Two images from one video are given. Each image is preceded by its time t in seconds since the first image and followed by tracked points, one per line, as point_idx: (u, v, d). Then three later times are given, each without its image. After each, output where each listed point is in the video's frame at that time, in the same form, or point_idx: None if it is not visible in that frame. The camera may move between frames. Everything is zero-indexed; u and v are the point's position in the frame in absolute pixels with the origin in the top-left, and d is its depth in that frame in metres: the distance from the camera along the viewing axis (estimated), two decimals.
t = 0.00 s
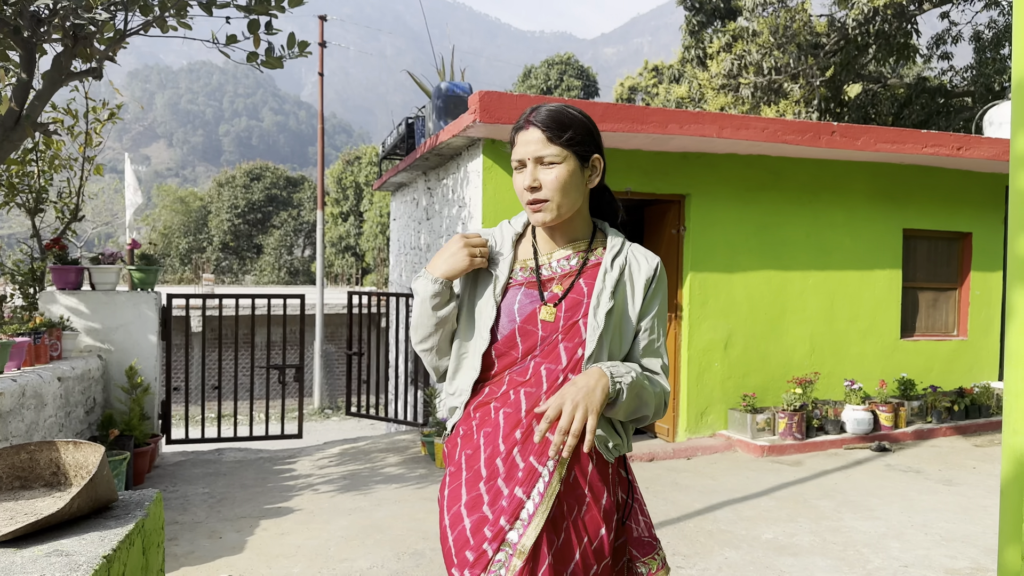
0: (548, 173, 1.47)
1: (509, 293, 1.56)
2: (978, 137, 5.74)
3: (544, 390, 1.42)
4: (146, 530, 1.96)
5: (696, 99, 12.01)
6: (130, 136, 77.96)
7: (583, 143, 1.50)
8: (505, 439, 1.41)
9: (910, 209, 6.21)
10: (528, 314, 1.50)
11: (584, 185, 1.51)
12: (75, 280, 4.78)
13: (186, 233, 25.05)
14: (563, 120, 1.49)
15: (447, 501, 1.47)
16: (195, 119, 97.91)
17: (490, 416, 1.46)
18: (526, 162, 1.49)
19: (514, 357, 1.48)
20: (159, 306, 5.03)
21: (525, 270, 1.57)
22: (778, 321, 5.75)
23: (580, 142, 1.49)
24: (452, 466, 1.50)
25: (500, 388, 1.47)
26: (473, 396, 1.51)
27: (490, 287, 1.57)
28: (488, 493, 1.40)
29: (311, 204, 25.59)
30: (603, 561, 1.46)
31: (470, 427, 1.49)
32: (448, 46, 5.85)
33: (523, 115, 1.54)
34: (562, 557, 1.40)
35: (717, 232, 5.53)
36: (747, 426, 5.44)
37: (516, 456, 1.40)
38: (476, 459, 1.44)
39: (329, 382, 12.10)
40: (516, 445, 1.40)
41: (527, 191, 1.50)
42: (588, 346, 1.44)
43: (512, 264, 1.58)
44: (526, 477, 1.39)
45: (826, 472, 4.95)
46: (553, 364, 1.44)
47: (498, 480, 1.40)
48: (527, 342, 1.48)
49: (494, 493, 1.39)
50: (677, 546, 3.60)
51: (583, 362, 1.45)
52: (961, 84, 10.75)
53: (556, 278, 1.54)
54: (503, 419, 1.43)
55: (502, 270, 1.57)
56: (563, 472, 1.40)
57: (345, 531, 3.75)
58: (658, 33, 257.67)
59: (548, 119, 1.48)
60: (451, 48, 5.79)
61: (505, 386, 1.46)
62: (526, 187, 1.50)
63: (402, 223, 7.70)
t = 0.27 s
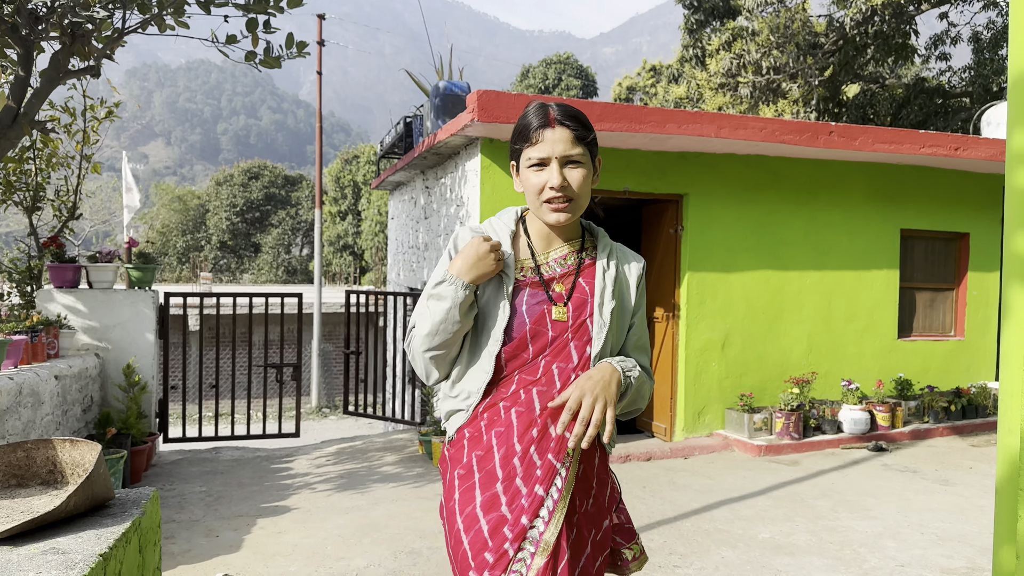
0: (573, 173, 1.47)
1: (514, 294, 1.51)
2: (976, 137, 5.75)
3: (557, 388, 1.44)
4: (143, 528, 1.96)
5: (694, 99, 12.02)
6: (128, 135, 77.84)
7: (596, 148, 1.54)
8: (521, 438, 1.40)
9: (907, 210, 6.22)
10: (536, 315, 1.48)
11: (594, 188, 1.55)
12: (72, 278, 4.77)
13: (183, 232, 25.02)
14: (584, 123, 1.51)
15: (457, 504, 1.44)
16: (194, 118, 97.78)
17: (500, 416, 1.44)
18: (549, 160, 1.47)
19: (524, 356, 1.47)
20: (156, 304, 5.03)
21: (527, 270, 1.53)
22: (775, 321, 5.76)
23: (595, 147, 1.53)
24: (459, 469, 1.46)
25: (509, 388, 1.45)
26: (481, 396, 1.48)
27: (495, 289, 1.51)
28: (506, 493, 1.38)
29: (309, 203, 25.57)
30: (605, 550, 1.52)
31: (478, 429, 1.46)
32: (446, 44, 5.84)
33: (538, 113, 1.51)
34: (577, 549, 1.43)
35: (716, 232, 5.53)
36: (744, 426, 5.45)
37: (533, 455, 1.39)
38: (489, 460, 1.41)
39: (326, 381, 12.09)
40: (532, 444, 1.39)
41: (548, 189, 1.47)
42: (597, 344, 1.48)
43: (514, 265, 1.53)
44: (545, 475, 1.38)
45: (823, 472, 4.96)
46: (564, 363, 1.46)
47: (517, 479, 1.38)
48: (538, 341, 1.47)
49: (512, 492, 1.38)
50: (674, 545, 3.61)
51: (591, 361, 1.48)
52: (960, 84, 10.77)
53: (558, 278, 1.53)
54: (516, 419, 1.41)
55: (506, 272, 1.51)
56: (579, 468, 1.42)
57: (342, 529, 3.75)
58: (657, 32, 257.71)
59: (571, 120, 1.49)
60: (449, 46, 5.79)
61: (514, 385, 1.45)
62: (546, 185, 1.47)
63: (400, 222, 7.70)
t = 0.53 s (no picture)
0: (563, 176, 1.47)
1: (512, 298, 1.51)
2: (974, 137, 5.75)
3: (557, 389, 1.44)
4: (141, 528, 1.96)
5: (694, 99, 12.03)
6: (127, 134, 77.74)
7: (586, 151, 1.54)
8: (523, 440, 1.39)
9: (906, 210, 6.22)
10: (536, 319, 1.49)
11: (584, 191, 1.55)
12: (71, 277, 4.77)
13: (183, 231, 24.99)
14: (574, 126, 1.51)
15: (459, 510, 1.41)
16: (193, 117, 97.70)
17: (501, 419, 1.43)
18: (540, 163, 1.47)
19: (523, 359, 1.47)
20: (155, 303, 5.03)
21: (523, 274, 1.54)
22: (774, 321, 5.77)
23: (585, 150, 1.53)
24: (460, 475, 1.44)
25: (509, 391, 1.45)
26: (482, 403, 1.47)
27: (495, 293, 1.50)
28: (509, 497, 1.37)
29: (309, 202, 25.57)
30: (604, 551, 1.53)
31: (478, 433, 1.45)
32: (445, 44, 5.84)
33: (528, 116, 1.50)
34: (578, 550, 1.43)
35: (714, 231, 5.53)
36: (743, 426, 5.45)
37: (536, 457, 1.38)
38: (491, 463, 1.40)
39: (325, 380, 12.08)
40: (535, 446, 1.39)
41: (538, 191, 1.47)
42: (595, 346, 1.50)
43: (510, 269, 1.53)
44: (548, 476, 1.38)
45: (821, 471, 4.97)
46: (563, 364, 1.46)
47: (520, 482, 1.37)
48: (537, 344, 1.48)
49: (515, 496, 1.37)
50: (673, 544, 3.61)
51: (590, 362, 1.49)
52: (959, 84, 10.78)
53: (553, 280, 1.54)
54: (517, 421, 1.41)
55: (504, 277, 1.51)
56: (580, 468, 1.42)
57: (341, 529, 3.75)
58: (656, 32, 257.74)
59: (562, 123, 1.49)
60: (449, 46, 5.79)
61: (514, 388, 1.45)
62: (537, 187, 1.47)
63: (399, 221, 7.70)
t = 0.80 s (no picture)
0: (552, 172, 1.47)
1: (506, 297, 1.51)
2: (975, 136, 5.75)
3: (556, 386, 1.44)
4: (143, 527, 1.96)
5: (694, 99, 12.03)
6: (128, 134, 77.75)
7: (574, 145, 1.54)
8: (524, 438, 1.40)
9: (906, 209, 6.22)
10: (532, 316, 1.48)
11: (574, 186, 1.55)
12: (71, 278, 4.77)
13: (183, 231, 24.98)
14: (561, 121, 1.51)
15: (462, 509, 1.42)
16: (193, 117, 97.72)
17: (502, 419, 1.44)
18: (528, 161, 1.47)
19: (522, 357, 1.47)
20: (155, 303, 5.03)
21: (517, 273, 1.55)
22: (774, 320, 5.77)
23: (573, 144, 1.53)
24: (462, 475, 1.44)
25: (509, 390, 1.46)
26: (483, 403, 1.48)
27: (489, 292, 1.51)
28: (511, 496, 1.37)
29: (309, 202, 25.58)
30: (607, 553, 1.52)
31: (480, 434, 1.46)
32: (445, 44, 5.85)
33: (513, 114, 1.51)
34: (579, 550, 1.43)
35: (715, 231, 5.53)
36: (743, 425, 5.45)
37: (537, 454, 1.38)
38: (493, 463, 1.40)
39: (326, 380, 12.09)
40: (536, 444, 1.39)
41: (529, 190, 1.47)
42: (595, 340, 1.49)
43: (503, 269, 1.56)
44: (550, 474, 1.38)
45: (822, 471, 4.97)
46: (561, 361, 1.46)
47: (521, 481, 1.37)
48: (535, 342, 1.47)
49: (518, 494, 1.37)
50: (673, 544, 3.61)
51: (589, 357, 1.49)
52: (959, 84, 10.79)
53: (548, 277, 1.54)
54: (518, 420, 1.41)
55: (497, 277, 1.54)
56: (582, 465, 1.42)
57: (342, 528, 3.75)
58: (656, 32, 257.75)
59: (547, 119, 1.49)
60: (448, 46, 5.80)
61: (514, 387, 1.45)
62: (527, 185, 1.47)
63: (399, 221, 7.71)
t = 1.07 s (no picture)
0: (551, 173, 1.48)
1: (500, 298, 1.53)
2: (975, 136, 5.75)
3: (548, 387, 1.43)
4: (144, 527, 1.97)
5: (695, 99, 12.02)
6: (128, 136, 77.85)
7: (573, 145, 1.54)
8: (515, 441, 1.40)
9: (907, 208, 6.22)
10: (524, 317, 1.49)
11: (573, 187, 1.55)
12: (73, 279, 4.77)
13: (184, 232, 24.99)
14: (561, 121, 1.51)
15: (455, 511, 1.43)
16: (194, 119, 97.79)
17: (494, 421, 1.44)
18: (526, 161, 1.47)
19: (514, 359, 1.48)
20: (157, 305, 5.03)
21: (512, 274, 1.55)
22: (775, 320, 5.76)
23: (572, 146, 1.53)
24: (457, 476, 1.45)
25: (502, 392, 1.46)
26: (477, 404, 1.49)
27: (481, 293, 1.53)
28: (502, 498, 1.37)
29: (310, 203, 25.59)
30: (605, 558, 1.49)
31: (473, 435, 1.46)
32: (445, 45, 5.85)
33: (512, 113, 1.51)
34: (573, 555, 1.42)
35: (715, 230, 5.53)
36: (744, 425, 5.44)
37: (528, 457, 1.38)
38: (484, 464, 1.40)
39: (327, 381, 12.10)
40: (527, 446, 1.39)
41: (527, 190, 1.47)
42: (589, 341, 1.47)
43: (497, 270, 1.56)
44: (541, 477, 1.38)
45: (823, 470, 4.96)
46: (554, 361, 1.46)
47: (513, 483, 1.37)
48: (528, 344, 1.48)
49: (508, 496, 1.37)
50: (675, 544, 3.61)
51: (584, 357, 1.47)
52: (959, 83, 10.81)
53: (543, 278, 1.54)
54: (509, 422, 1.42)
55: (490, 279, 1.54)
56: (575, 468, 1.41)
57: (343, 529, 3.75)
58: (656, 32, 257.84)
59: (547, 118, 1.48)
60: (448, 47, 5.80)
61: (507, 389, 1.45)
62: (525, 185, 1.47)
63: (400, 222, 7.71)
